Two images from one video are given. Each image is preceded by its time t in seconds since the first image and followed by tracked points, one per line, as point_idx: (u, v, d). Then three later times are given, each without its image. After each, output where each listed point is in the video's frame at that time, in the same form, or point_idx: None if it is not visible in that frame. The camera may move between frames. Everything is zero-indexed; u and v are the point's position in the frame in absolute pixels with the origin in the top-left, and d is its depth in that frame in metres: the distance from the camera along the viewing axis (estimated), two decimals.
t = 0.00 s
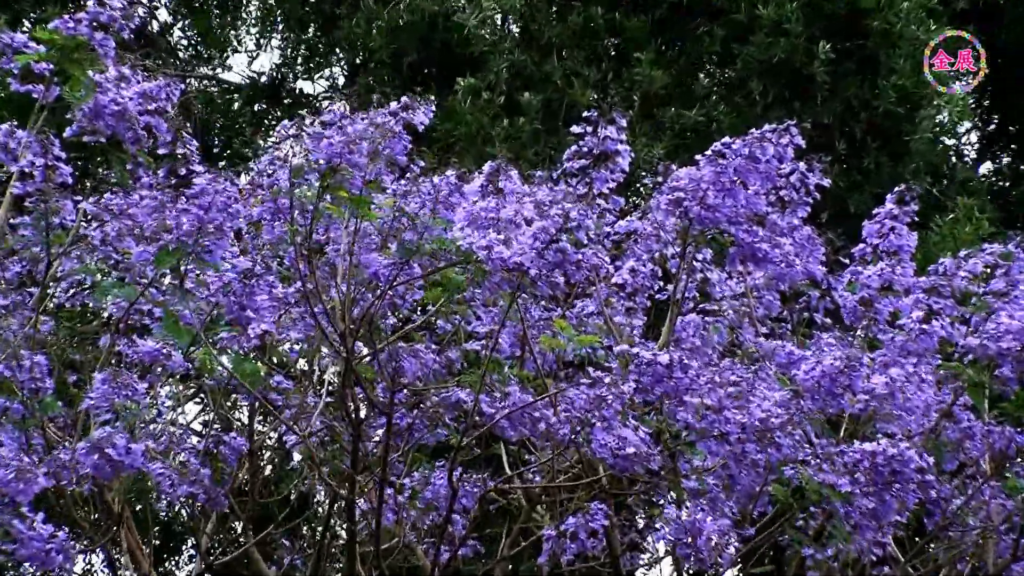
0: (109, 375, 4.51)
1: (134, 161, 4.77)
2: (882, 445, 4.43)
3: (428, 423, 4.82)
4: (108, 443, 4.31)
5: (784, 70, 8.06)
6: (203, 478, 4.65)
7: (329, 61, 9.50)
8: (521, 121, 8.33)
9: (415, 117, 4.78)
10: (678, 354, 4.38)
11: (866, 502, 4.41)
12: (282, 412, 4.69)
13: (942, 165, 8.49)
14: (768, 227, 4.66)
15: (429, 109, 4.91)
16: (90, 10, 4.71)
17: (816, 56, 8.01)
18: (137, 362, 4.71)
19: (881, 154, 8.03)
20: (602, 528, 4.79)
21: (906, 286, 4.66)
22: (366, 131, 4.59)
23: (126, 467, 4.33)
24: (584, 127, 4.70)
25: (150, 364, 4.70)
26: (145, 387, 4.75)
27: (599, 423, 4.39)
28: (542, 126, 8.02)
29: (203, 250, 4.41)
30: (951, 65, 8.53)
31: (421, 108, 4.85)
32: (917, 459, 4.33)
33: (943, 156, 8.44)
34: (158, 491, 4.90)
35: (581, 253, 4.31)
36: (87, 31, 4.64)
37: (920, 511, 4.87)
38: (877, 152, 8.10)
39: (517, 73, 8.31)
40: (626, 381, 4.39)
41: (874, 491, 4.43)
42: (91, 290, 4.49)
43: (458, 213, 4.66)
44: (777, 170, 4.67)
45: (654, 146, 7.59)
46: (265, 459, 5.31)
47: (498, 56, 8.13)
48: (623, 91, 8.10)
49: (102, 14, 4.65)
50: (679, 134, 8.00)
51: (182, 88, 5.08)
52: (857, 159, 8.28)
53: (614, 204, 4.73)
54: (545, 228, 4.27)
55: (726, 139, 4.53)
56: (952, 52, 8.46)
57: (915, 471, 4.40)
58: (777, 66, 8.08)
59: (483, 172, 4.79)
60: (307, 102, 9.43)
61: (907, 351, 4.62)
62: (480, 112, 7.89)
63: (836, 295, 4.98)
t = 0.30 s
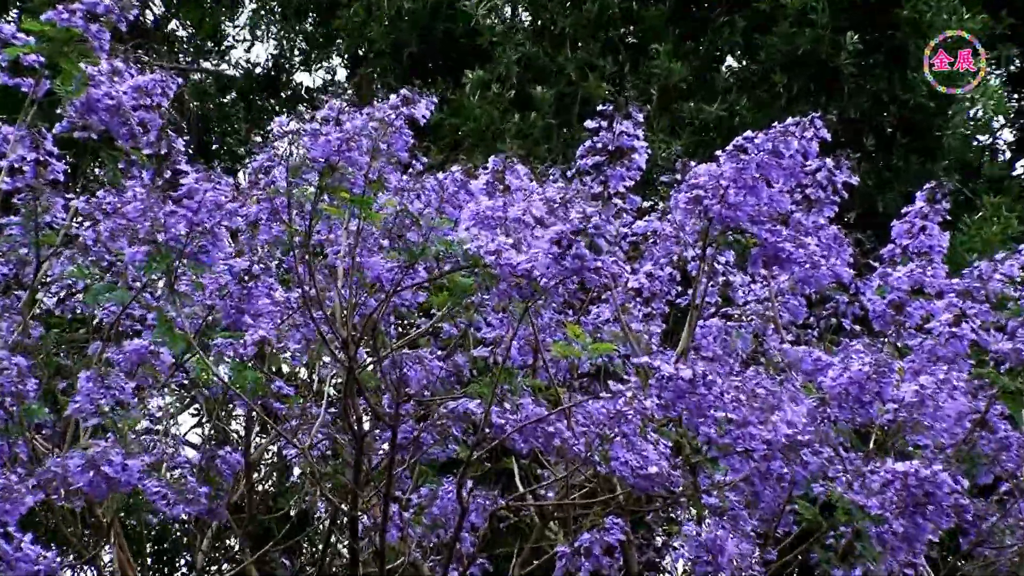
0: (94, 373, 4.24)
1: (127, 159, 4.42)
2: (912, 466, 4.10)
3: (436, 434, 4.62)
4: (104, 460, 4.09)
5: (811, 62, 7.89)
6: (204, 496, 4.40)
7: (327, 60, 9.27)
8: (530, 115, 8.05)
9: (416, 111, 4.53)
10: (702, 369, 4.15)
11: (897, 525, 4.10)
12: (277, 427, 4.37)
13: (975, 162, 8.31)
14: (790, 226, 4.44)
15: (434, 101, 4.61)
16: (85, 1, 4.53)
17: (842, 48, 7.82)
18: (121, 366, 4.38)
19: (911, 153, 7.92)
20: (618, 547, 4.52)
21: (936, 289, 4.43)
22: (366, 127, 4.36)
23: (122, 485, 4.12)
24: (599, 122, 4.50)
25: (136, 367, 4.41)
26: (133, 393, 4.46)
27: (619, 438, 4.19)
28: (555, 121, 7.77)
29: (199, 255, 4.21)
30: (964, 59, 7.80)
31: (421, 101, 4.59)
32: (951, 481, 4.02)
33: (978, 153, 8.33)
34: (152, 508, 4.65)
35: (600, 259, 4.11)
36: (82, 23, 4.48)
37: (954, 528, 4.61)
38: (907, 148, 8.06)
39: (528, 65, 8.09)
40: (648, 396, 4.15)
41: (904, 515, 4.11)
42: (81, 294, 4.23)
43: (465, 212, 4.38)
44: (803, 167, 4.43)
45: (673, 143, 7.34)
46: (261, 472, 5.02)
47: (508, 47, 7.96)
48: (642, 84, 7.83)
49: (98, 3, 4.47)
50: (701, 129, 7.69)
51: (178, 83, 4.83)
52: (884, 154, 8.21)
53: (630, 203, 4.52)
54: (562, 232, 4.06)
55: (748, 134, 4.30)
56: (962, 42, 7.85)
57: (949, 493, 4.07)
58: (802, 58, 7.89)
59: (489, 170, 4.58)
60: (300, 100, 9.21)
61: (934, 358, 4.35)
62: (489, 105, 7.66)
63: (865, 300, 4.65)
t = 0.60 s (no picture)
0: (70, 378, 4.01)
1: (119, 157, 4.23)
2: (950, 484, 3.90)
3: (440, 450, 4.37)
4: (100, 475, 3.80)
5: (835, 54, 7.77)
6: (202, 513, 4.14)
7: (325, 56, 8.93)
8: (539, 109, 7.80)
9: (431, 108, 4.25)
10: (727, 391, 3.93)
11: (933, 548, 3.87)
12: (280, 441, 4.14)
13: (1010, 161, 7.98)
14: (814, 225, 4.13)
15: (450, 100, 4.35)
16: None
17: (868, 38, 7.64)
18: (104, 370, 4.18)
19: (941, 148, 7.64)
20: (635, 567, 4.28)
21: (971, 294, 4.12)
22: (378, 125, 4.19)
23: (118, 501, 3.82)
24: (610, 117, 4.23)
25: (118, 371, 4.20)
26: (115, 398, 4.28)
27: (636, 453, 3.99)
28: (566, 115, 7.56)
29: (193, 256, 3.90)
30: (965, 58, 7.59)
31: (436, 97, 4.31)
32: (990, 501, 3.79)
33: (1013, 150, 8.08)
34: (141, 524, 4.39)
35: (623, 268, 3.88)
36: (75, 15, 4.19)
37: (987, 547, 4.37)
38: (937, 145, 7.73)
39: (538, 57, 7.84)
40: (669, 410, 3.91)
41: (941, 537, 3.88)
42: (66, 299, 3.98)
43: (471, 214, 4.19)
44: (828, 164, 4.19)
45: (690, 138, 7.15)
46: (257, 484, 4.79)
47: (519, 38, 7.78)
48: (660, 78, 7.71)
49: None
50: (719, 124, 7.50)
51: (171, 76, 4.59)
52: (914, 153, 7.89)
53: (646, 203, 4.24)
54: (584, 239, 3.85)
55: (769, 130, 4.03)
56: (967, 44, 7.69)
57: (987, 513, 3.84)
58: (823, 49, 7.77)
59: (497, 169, 4.29)
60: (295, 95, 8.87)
61: (968, 366, 4.13)
62: (496, 100, 7.34)
63: (896, 305, 4.42)
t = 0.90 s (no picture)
0: (49, 394, 3.78)
1: (105, 151, 3.99)
2: (989, 501, 3.71)
3: (446, 465, 4.22)
4: (89, 489, 3.48)
5: (861, 44, 7.44)
6: (193, 529, 3.93)
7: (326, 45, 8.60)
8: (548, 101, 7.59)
9: (449, 107, 4.02)
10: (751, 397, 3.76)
11: (970, 568, 3.70)
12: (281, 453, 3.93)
13: None
14: (841, 226, 3.91)
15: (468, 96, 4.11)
16: None
17: (896, 27, 7.34)
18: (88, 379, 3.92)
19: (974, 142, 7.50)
20: None
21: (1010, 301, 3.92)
22: (390, 118, 3.96)
23: (109, 517, 3.51)
24: (626, 112, 3.98)
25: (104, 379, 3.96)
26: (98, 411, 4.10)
27: (657, 468, 3.77)
28: (577, 110, 7.28)
29: (181, 254, 3.65)
30: (965, 59, 7.31)
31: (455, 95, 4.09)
32: None
33: None
34: (129, 541, 4.14)
35: (641, 272, 3.69)
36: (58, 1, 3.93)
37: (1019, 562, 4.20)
38: (969, 139, 7.58)
39: (547, 48, 7.58)
40: (692, 423, 3.75)
41: (978, 556, 3.72)
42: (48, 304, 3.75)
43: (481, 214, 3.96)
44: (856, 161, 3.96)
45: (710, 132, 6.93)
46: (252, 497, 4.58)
47: (527, 28, 7.50)
48: (678, 70, 7.46)
49: None
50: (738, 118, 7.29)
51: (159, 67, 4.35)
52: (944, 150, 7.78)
53: (663, 202, 4.02)
54: (602, 242, 3.68)
55: (793, 125, 3.78)
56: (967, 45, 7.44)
57: None
58: (849, 40, 7.44)
59: (509, 166, 4.03)
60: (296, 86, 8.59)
61: (1008, 377, 3.87)
62: (503, 93, 7.14)
63: (927, 311, 4.21)
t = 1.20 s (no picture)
0: (40, 409, 3.56)
1: (88, 146, 3.76)
2: None
3: (452, 479, 3.97)
4: (65, 499, 3.32)
5: (890, 33, 7.10)
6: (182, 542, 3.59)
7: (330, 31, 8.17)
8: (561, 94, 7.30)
9: (454, 98, 3.74)
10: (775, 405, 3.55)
11: None
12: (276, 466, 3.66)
13: None
14: (874, 229, 3.75)
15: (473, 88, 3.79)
16: None
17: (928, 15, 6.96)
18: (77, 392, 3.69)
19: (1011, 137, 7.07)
20: None
21: None
22: (391, 109, 3.65)
23: (88, 530, 3.32)
24: (647, 106, 3.79)
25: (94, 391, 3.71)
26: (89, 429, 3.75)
27: (677, 480, 3.51)
28: (592, 104, 7.01)
29: (172, 254, 3.40)
30: (965, 58, 7.01)
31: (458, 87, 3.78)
32: None
33: None
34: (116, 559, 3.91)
35: (655, 266, 3.41)
36: None
37: None
38: (1006, 134, 7.15)
39: (559, 39, 7.33)
40: (712, 432, 3.52)
41: None
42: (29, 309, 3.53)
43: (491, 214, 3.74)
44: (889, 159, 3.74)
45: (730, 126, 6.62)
46: (248, 511, 4.37)
47: (536, 18, 7.23)
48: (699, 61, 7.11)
49: None
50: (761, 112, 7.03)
51: (146, 57, 4.12)
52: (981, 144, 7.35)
53: (685, 201, 3.80)
54: (612, 235, 3.41)
55: (825, 121, 3.57)
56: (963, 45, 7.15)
57: None
58: (878, 29, 7.10)
59: (519, 163, 3.81)
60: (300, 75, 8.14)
61: None
62: (511, 86, 6.81)
63: (962, 317, 4.01)
